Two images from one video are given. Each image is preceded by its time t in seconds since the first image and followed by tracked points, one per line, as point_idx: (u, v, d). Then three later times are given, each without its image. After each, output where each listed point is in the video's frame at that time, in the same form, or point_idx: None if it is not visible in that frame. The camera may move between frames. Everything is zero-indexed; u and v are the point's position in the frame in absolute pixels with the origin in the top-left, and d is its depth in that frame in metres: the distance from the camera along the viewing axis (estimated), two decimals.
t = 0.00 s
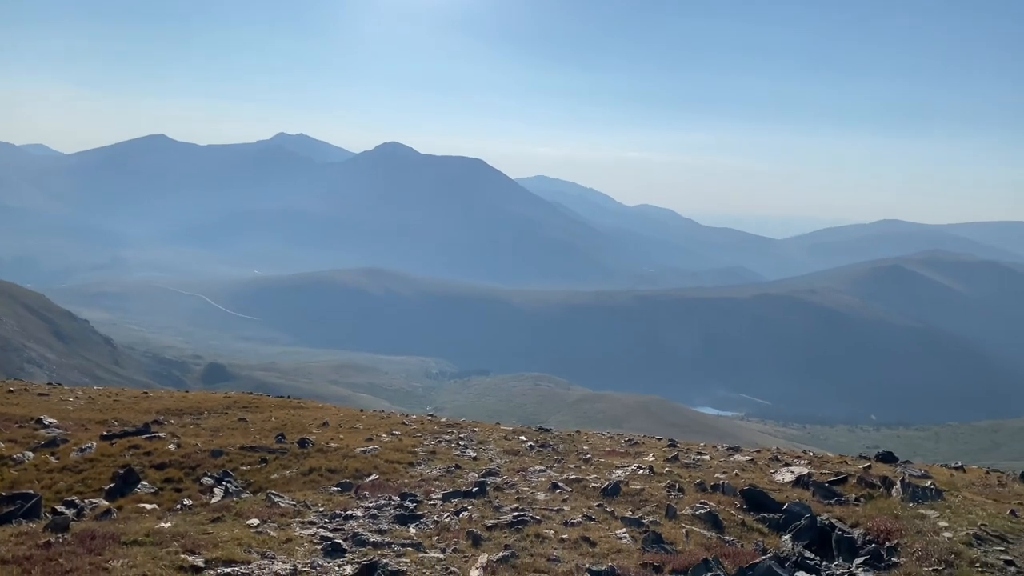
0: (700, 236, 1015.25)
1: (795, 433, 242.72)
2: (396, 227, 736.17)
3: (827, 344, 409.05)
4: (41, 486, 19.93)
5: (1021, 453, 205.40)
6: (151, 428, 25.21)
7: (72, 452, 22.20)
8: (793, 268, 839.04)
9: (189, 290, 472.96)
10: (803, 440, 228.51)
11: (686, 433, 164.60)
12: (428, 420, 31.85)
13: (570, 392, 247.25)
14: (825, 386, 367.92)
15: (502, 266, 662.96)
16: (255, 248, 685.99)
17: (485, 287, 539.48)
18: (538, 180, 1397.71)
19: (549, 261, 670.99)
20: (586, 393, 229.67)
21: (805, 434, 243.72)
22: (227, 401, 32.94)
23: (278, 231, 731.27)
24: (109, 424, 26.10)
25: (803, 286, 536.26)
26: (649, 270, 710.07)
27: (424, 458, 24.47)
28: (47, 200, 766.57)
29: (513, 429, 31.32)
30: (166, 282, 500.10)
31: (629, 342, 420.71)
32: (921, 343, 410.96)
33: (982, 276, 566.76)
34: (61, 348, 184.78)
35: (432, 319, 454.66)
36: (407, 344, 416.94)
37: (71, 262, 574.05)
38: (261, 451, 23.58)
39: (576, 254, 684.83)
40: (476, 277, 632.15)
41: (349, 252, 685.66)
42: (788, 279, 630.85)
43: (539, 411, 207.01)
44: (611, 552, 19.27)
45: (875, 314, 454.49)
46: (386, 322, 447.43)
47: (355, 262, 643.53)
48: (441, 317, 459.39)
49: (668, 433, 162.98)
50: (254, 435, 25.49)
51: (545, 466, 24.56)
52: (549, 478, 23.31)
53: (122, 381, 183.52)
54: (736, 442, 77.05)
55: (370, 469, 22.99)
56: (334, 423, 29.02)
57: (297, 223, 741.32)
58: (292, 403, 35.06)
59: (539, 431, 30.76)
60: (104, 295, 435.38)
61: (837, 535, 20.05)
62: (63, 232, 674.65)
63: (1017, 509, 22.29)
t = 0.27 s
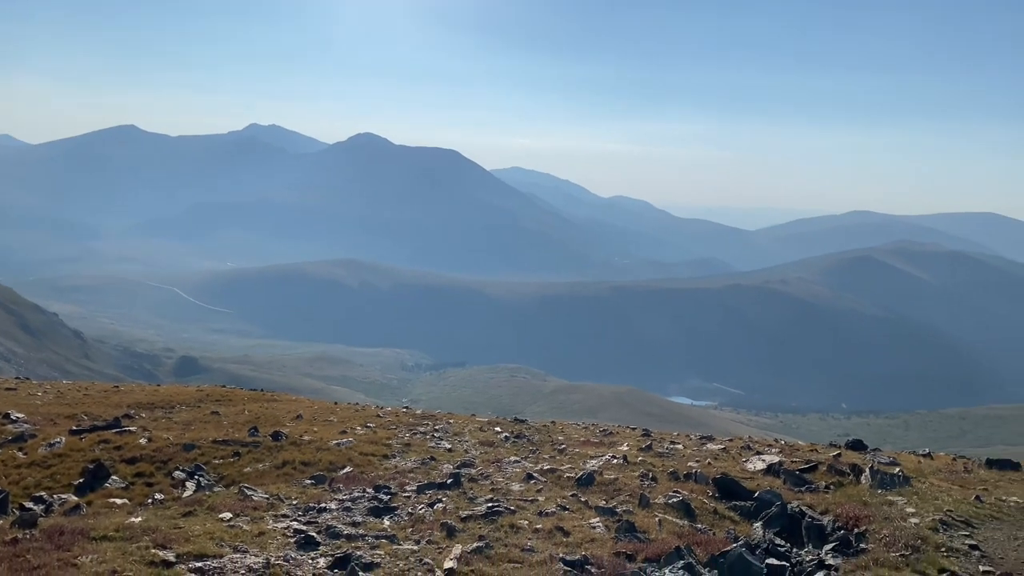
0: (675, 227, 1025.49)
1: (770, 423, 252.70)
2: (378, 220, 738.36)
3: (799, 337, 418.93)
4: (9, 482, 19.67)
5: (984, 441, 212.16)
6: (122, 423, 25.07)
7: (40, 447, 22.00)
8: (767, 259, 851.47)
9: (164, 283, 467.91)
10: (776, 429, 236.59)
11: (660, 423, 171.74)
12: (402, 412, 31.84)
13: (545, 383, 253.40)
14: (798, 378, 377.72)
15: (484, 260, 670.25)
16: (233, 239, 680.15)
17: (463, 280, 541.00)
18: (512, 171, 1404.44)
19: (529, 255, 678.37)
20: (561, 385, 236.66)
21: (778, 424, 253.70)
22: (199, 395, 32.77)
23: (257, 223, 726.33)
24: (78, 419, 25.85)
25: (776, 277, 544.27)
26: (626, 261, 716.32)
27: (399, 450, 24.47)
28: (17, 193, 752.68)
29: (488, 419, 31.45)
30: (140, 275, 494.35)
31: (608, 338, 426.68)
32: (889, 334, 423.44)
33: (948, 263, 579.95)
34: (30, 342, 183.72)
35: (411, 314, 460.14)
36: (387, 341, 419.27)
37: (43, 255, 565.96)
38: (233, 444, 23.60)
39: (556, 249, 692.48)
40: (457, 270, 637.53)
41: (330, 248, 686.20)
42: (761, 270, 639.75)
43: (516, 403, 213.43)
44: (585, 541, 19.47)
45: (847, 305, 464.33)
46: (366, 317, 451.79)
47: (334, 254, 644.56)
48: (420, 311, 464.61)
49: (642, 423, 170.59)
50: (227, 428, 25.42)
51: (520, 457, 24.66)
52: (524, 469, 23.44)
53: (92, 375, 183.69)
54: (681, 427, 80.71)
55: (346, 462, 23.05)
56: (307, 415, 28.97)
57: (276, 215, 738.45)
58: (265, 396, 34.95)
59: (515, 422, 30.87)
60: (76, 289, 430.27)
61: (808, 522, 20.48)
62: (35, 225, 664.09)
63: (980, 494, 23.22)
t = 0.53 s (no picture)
0: (652, 220, 1033.19)
1: (742, 414, 261.36)
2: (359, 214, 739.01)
3: (773, 332, 427.35)
4: None
5: (951, 429, 217.55)
6: (92, 418, 24.92)
7: (9, 444, 21.83)
8: (742, 253, 862.59)
9: (139, 278, 462.29)
10: (749, 420, 243.70)
11: (634, 413, 175.29)
12: (378, 406, 31.79)
13: (520, 376, 258.82)
14: (773, 373, 385.70)
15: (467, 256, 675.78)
16: (212, 233, 673.96)
17: (442, 274, 542.03)
18: (487, 164, 1409.54)
19: (511, 252, 684.71)
20: (535, 379, 242.56)
21: (750, 415, 262.43)
22: (171, 390, 32.62)
23: (236, 215, 720.35)
24: (47, 415, 25.58)
25: (751, 270, 550.94)
26: (604, 254, 721.26)
27: (373, 445, 24.54)
28: None
29: (464, 413, 31.37)
30: (114, 270, 488.03)
31: (588, 338, 433.33)
32: (859, 328, 432.63)
33: (918, 252, 590.82)
34: None
35: (390, 310, 465.16)
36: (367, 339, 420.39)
37: (16, 249, 557.82)
38: (206, 439, 23.62)
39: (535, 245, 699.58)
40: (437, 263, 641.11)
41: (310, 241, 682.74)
42: (736, 262, 646.94)
43: (491, 397, 218.58)
44: (560, 532, 19.52)
45: (821, 298, 472.33)
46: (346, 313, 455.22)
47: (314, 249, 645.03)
48: (399, 308, 469.30)
49: (619, 415, 172.43)
50: (199, 423, 25.43)
51: (496, 449, 24.68)
52: (499, 461, 23.54)
53: (59, 370, 183.16)
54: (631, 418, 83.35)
55: (320, 457, 22.99)
56: (281, 410, 28.85)
57: (256, 207, 734.62)
58: (238, 391, 34.78)
59: (490, 415, 30.88)
60: (48, 284, 425.05)
61: (779, 512, 20.79)
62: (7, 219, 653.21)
63: (947, 482, 23.78)
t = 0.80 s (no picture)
0: (631, 216, 1039.44)
1: (720, 408, 264.78)
2: (341, 212, 738.00)
3: (754, 328, 432.68)
4: None
5: (923, 421, 221.40)
6: (64, 417, 24.73)
7: None
8: (721, 247, 869.99)
9: (114, 275, 455.97)
10: (726, 415, 247.60)
11: (611, 408, 177.62)
12: (356, 403, 31.68)
13: (499, 372, 260.88)
14: (752, 368, 390.12)
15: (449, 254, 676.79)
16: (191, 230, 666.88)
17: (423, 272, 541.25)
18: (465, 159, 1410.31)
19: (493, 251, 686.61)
20: (514, 373, 244.86)
21: (727, 409, 265.71)
22: (146, 387, 32.35)
23: (216, 213, 713.67)
24: (20, 413, 25.40)
25: (730, 266, 555.93)
26: (584, 251, 724.81)
27: (350, 441, 24.57)
28: None
29: (443, 410, 31.38)
30: (88, 266, 480.61)
31: (570, 336, 435.47)
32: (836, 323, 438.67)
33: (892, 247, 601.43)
34: None
35: (371, 309, 465.97)
36: (347, 335, 418.76)
37: None
38: (180, 437, 23.60)
39: (517, 243, 702.15)
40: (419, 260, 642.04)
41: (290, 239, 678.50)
42: (715, 257, 652.18)
43: (470, 392, 220.34)
44: (537, 526, 19.61)
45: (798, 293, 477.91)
46: (327, 312, 455.36)
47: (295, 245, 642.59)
48: (381, 306, 469.62)
49: (597, 411, 173.90)
50: (174, 421, 25.36)
51: (473, 445, 24.85)
52: (477, 457, 23.64)
53: (28, 367, 181.37)
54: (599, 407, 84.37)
55: (297, 453, 22.95)
56: (258, 407, 28.79)
57: (236, 204, 729.48)
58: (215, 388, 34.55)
59: (469, 411, 30.94)
60: (21, 281, 418.45)
61: (755, 505, 20.97)
62: None
63: (919, 473, 24.18)
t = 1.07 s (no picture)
0: (614, 213, 1043.42)
1: (699, 404, 267.25)
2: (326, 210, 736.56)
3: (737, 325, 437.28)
4: None
5: (900, 417, 224.64)
6: (40, 417, 24.60)
7: None
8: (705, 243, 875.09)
9: (93, 273, 450.33)
10: (707, 411, 250.78)
11: (589, 404, 179.07)
12: (335, 402, 31.59)
13: (479, 370, 261.86)
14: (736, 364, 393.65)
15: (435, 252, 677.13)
16: (174, 227, 660.33)
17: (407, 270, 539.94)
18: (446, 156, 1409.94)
19: (479, 249, 687.89)
20: (495, 371, 246.17)
21: (707, 405, 268.28)
22: (121, 386, 32.09)
23: (199, 210, 707.47)
24: None
25: (713, 263, 559.41)
26: (569, 249, 726.80)
27: (330, 440, 24.51)
28: None
29: (424, 407, 31.34)
30: (66, 264, 473.78)
31: (556, 333, 437.43)
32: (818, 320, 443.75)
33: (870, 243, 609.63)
34: None
35: (355, 306, 465.03)
36: (330, 333, 417.10)
37: None
38: (157, 437, 23.44)
39: (501, 243, 706.44)
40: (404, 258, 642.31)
41: (275, 237, 674.61)
42: (699, 254, 655.91)
43: (450, 390, 221.26)
44: (517, 524, 19.60)
45: (781, 291, 482.49)
46: (311, 310, 454.32)
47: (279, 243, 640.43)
48: (365, 303, 469.16)
49: (577, 407, 175.47)
50: (151, 421, 25.22)
51: (454, 443, 24.89)
52: (457, 455, 23.63)
53: None
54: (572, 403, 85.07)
55: (275, 451, 22.90)
56: (236, 407, 28.63)
57: (219, 200, 724.32)
58: (192, 387, 34.33)
59: (449, 409, 30.95)
60: None
61: (733, 500, 21.11)
62: None
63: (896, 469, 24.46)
